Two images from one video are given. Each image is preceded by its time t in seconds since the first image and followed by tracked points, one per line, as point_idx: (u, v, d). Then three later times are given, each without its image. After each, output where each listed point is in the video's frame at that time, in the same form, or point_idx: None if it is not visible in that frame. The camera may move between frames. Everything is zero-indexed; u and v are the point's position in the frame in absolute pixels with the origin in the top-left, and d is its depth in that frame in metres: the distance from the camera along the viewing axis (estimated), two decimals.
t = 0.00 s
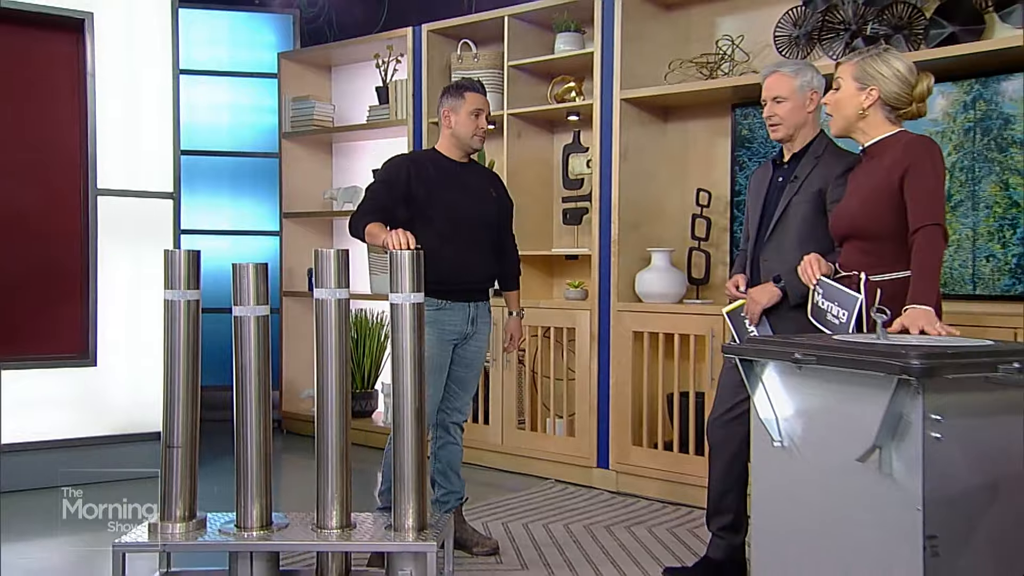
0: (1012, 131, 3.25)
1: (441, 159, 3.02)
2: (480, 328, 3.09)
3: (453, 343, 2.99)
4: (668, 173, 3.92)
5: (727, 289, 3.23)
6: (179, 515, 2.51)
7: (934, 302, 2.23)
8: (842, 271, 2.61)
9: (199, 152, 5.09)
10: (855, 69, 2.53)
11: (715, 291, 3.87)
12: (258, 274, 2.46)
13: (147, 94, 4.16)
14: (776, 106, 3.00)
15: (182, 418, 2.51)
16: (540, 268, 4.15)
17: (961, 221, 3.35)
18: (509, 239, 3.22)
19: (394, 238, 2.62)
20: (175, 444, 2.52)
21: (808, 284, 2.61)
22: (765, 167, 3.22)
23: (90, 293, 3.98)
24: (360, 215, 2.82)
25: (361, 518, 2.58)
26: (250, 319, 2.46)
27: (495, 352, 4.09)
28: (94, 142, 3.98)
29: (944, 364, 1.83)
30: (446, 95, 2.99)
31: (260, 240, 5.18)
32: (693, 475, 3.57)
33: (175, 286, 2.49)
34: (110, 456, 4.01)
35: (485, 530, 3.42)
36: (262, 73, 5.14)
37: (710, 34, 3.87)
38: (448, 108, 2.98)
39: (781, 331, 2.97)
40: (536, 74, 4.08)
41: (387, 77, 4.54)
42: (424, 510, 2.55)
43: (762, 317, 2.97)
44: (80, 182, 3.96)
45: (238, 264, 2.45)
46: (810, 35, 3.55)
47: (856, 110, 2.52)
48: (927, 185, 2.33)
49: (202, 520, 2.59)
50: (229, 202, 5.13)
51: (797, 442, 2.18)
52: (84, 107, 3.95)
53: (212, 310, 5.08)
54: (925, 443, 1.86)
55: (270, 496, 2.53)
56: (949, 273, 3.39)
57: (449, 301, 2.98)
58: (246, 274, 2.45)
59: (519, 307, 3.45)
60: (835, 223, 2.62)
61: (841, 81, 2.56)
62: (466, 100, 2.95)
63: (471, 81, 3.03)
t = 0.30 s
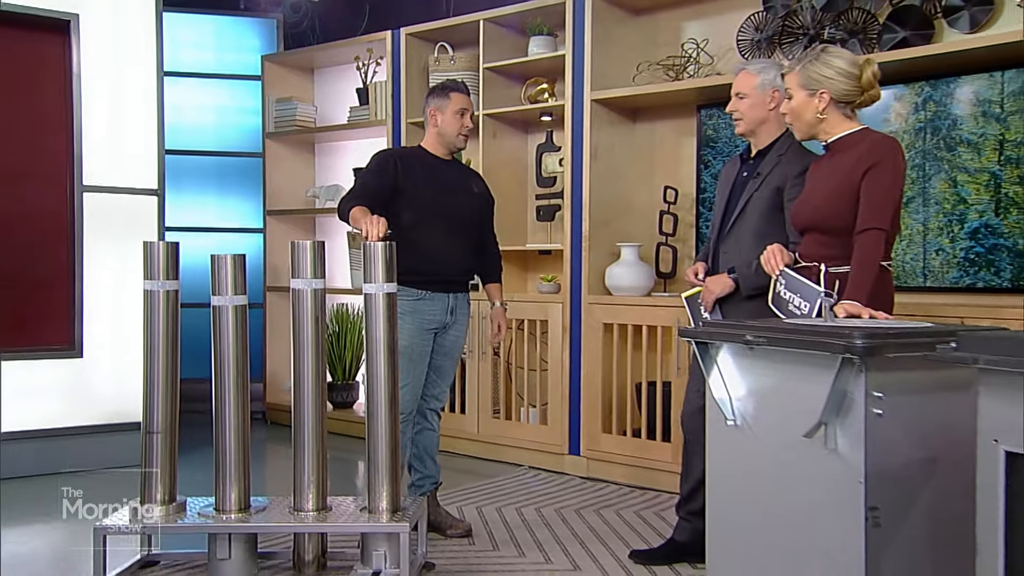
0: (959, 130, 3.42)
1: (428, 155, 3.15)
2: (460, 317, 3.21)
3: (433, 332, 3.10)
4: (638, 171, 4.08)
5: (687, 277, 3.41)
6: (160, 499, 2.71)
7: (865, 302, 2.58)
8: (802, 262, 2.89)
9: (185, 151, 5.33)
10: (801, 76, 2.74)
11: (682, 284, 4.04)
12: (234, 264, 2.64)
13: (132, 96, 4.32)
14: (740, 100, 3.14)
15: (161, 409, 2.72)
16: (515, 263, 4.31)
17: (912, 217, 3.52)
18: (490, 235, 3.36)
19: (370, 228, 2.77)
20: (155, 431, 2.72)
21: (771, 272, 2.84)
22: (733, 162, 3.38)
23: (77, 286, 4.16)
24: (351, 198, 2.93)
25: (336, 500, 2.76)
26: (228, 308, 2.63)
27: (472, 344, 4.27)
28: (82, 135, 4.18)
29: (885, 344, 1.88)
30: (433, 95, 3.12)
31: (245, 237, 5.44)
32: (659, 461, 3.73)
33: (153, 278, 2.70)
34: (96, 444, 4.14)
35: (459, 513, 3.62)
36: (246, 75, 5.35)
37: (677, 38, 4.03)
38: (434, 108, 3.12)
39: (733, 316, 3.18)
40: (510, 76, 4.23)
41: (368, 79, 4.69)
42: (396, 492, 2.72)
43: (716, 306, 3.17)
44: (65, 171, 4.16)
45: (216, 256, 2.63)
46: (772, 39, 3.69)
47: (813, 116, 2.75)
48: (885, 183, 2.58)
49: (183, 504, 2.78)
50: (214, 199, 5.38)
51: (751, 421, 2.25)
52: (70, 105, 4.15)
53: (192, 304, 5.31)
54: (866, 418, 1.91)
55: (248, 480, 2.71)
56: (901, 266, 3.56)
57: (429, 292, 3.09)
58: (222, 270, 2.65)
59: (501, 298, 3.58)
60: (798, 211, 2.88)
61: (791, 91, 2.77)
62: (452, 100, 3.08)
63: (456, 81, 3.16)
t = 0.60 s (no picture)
0: (911, 132, 3.59)
1: (406, 154, 3.29)
2: (437, 310, 3.34)
3: (410, 324, 3.22)
4: (609, 170, 4.24)
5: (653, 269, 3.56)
6: (140, 484, 2.92)
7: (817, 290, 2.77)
8: (761, 254, 3.05)
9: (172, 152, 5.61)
10: (762, 74, 2.95)
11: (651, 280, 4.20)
12: (215, 259, 2.87)
13: (115, 102, 4.55)
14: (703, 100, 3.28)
15: (143, 397, 2.91)
16: (491, 260, 4.47)
17: (868, 214, 3.70)
18: (467, 232, 3.51)
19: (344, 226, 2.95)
20: (136, 419, 2.92)
21: (730, 263, 2.96)
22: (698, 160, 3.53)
23: (62, 280, 4.33)
24: (330, 198, 3.06)
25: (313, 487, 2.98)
26: (209, 301, 2.86)
27: (450, 338, 4.42)
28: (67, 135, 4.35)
29: (832, 327, 1.91)
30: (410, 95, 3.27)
31: (230, 235, 5.73)
32: (627, 449, 3.88)
33: (136, 270, 2.89)
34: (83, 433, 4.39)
35: (435, 499, 3.78)
36: (231, 79, 5.63)
37: (646, 43, 4.19)
38: (411, 107, 3.27)
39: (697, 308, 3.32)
40: (486, 79, 4.39)
41: (349, 81, 4.84)
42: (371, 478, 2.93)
43: (678, 297, 3.30)
44: (51, 169, 4.33)
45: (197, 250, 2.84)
46: (735, 45, 3.82)
47: (771, 112, 2.96)
48: (836, 176, 2.77)
49: (162, 490, 2.98)
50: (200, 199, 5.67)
51: (706, 404, 2.28)
52: (57, 105, 4.31)
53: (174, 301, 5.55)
54: (813, 399, 1.93)
55: (226, 467, 2.93)
56: (858, 261, 3.73)
57: (407, 285, 3.22)
58: (201, 262, 2.91)
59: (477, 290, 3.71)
60: (754, 205, 3.06)
61: (751, 87, 2.98)
62: (428, 98, 3.23)
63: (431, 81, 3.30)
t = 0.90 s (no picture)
0: (869, 134, 3.75)
1: (381, 153, 3.41)
2: (414, 304, 3.47)
3: (387, 317, 3.36)
4: (584, 171, 4.39)
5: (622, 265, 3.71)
6: (124, 475, 3.11)
7: (776, 283, 2.90)
8: (725, 249, 3.19)
9: (161, 153, 5.86)
10: (724, 76, 3.09)
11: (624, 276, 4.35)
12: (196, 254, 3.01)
13: (103, 104, 4.69)
14: (670, 100, 3.44)
15: (126, 393, 3.12)
16: (469, 258, 4.66)
17: (829, 213, 3.86)
18: (445, 229, 3.65)
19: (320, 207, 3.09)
20: (120, 410, 3.12)
21: (695, 258, 3.12)
22: (664, 160, 3.68)
23: (51, 277, 4.47)
24: (309, 197, 3.19)
25: (293, 475, 3.15)
26: (190, 294, 3.01)
27: (431, 332, 4.58)
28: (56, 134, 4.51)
29: (785, 315, 1.87)
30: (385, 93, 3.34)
31: (217, 234, 5.98)
32: (600, 440, 4.03)
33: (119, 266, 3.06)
34: (71, 426, 4.54)
35: (414, 487, 3.92)
36: (218, 82, 5.91)
37: (618, 48, 4.35)
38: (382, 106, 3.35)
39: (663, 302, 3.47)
40: (465, 83, 4.54)
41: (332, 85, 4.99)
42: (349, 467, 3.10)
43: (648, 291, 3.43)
44: (40, 172, 4.47)
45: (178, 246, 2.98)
46: (703, 50, 3.99)
47: (732, 113, 3.10)
48: (792, 175, 2.91)
49: (145, 479, 3.18)
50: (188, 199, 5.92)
51: (667, 392, 2.20)
52: (45, 107, 4.46)
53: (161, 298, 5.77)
54: (767, 385, 1.87)
55: (207, 456, 3.11)
56: (820, 257, 3.90)
57: (383, 279, 3.35)
58: (184, 258, 3.08)
59: (454, 285, 3.84)
60: (717, 202, 3.21)
61: (715, 88, 3.13)
62: (392, 99, 3.28)
63: (407, 82, 3.34)
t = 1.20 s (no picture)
0: (833, 137, 3.92)
1: (354, 153, 3.55)
2: (387, 300, 3.61)
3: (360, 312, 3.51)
4: (561, 172, 4.56)
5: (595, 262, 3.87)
6: (111, 466, 3.30)
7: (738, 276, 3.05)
8: (690, 245, 3.35)
9: (151, 155, 6.07)
10: (691, 78, 3.24)
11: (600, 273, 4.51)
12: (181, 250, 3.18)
13: (93, 107, 4.85)
14: (638, 104, 3.61)
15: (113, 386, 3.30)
16: (451, 257, 4.84)
17: (795, 213, 4.03)
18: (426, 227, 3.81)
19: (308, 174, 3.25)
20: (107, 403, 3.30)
21: (664, 254, 3.25)
22: (635, 162, 3.85)
23: (42, 275, 4.62)
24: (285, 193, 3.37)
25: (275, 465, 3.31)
26: (175, 290, 3.18)
27: (414, 329, 4.74)
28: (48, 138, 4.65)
29: (743, 307, 1.96)
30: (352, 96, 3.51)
31: (206, 234, 6.21)
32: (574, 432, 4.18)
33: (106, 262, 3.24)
34: (61, 420, 4.68)
35: (395, 477, 4.06)
36: (208, 86, 6.15)
37: (594, 55, 4.52)
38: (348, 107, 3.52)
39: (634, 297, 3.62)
40: (447, 87, 4.71)
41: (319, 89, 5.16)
42: (330, 457, 3.25)
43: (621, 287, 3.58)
44: (33, 179, 4.62)
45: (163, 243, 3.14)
46: (675, 57, 4.13)
47: (699, 113, 3.27)
48: (755, 174, 3.07)
49: (132, 470, 3.38)
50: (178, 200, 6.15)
51: (633, 381, 2.32)
52: (36, 109, 4.60)
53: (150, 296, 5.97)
54: (726, 373, 1.96)
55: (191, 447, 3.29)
56: (786, 255, 4.07)
57: (355, 276, 3.50)
58: (168, 257, 3.23)
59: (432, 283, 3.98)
60: (683, 197, 3.36)
61: (683, 90, 3.28)
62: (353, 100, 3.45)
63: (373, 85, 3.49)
